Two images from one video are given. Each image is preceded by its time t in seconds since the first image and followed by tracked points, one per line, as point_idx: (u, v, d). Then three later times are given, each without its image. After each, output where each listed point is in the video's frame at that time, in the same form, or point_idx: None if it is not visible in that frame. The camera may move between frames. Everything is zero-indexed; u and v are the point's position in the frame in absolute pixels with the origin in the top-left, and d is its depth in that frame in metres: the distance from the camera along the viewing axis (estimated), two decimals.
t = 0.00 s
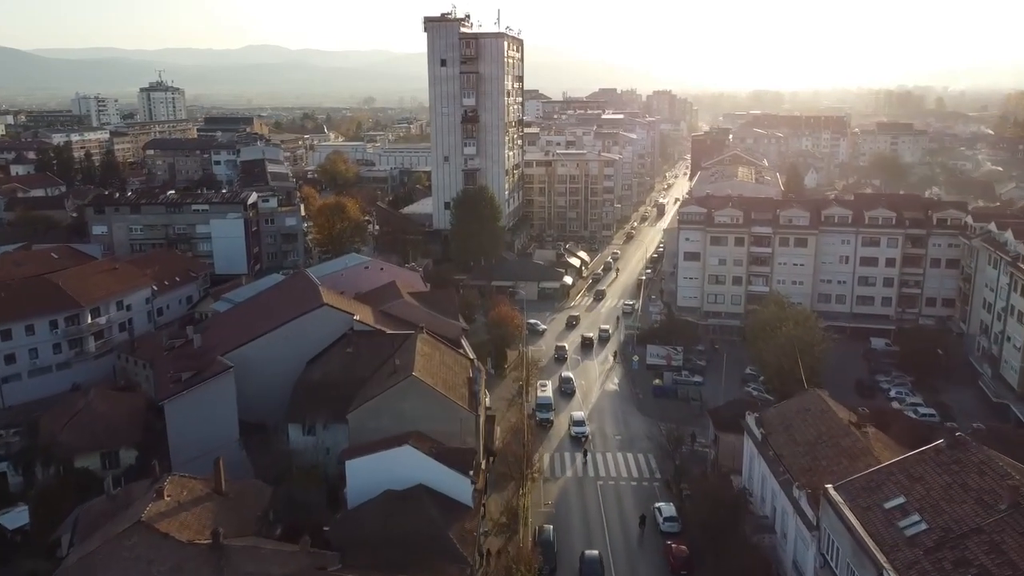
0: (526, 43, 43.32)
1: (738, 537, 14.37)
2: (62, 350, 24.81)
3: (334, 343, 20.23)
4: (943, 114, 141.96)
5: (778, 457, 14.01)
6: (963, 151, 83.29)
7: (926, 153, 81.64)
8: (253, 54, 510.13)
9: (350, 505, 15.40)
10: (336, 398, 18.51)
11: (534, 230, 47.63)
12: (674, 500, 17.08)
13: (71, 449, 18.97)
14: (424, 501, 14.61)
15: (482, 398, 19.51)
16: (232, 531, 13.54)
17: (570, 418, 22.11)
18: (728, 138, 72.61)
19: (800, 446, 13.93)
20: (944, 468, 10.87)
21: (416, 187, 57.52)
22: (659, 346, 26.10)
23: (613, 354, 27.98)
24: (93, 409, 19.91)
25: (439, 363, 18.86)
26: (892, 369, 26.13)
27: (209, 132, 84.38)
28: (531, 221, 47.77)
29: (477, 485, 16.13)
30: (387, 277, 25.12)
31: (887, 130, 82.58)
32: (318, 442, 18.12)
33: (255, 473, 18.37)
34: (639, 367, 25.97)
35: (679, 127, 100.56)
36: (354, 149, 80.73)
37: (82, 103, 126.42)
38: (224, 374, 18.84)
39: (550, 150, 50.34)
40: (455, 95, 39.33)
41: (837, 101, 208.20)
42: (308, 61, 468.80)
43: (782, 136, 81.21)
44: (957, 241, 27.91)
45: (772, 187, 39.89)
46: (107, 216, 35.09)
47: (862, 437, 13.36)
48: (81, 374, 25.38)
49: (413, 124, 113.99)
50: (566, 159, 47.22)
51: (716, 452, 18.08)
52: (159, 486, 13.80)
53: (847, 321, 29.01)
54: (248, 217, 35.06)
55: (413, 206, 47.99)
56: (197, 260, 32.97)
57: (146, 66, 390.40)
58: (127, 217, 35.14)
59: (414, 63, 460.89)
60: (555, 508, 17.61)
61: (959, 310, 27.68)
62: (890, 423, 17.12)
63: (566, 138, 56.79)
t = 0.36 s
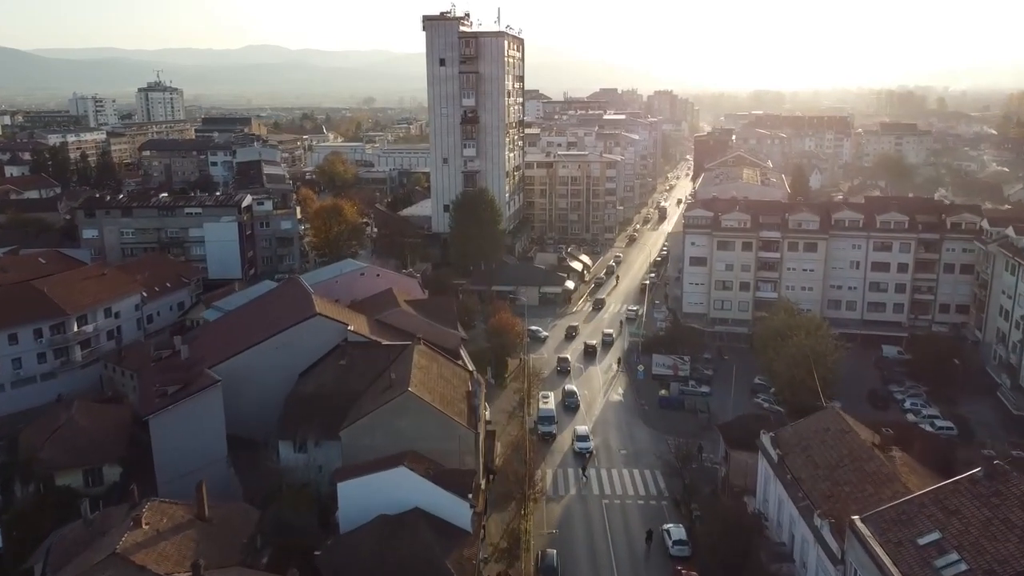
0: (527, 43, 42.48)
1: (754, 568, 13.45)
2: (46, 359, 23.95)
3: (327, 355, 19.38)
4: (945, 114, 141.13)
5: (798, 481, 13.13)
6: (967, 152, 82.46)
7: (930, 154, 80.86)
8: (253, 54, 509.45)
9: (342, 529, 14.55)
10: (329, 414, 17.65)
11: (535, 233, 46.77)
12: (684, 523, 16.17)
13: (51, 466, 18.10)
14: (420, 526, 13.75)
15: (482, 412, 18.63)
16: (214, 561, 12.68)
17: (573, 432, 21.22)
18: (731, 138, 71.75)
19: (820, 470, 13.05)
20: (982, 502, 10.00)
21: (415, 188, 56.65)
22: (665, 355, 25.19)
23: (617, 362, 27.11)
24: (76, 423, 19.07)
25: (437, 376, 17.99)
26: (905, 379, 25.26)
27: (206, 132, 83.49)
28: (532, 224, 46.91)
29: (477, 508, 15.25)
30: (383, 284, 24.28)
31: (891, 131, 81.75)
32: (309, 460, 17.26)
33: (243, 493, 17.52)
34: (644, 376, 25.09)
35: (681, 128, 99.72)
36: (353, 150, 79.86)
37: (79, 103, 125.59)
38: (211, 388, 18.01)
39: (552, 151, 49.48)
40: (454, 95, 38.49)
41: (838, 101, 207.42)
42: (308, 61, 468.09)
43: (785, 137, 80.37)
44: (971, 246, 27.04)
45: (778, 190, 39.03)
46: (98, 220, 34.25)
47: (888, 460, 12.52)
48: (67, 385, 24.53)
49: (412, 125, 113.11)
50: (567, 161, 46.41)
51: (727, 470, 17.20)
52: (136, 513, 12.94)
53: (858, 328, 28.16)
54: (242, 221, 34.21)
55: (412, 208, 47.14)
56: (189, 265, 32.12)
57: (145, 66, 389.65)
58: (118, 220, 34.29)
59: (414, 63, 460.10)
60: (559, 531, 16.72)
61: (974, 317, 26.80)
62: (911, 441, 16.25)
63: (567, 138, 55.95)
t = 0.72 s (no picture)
0: (527, 42, 41.64)
1: None
2: (29, 370, 23.04)
3: (319, 367, 18.53)
4: (948, 114, 140.35)
5: (818, 508, 12.27)
6: (972, 152, 81.66)
7: (934, 154, 80.06)
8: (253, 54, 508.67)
9: (333, 556, 13.74)
10: (320, 431, 16.80)
11: (535, 236, 45.92)
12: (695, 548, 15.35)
13: (30, 485, 17.18)
14: (415, 555, 12.90)
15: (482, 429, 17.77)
16: None
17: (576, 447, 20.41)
18: (734, 139, 70.94)
19: (843, 496, 12.23)
20: None
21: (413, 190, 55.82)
22: (671, 366, 24.32)
23: (621, 372, 26.27)
24: (56, 439, 18.23)
25: (434, 391, 17.13)
26: (919, 389, 24.41)
27: (204, 133, 82.66)
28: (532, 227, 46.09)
29: (475, 533, 14.40)
30: (379, 292, 23.52)
31: (895, 132, 80.97)
32: (300, 479, 16.44)
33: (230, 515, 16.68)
34: (649, 388, 24.25)
35: (682, 128, 98.86)
36: (351, 150, 78.98)
37: (77, 103, 124.84)
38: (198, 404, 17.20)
39: (552, 152, 48.65)
40: (454, 96, 37.66)
41: (839, 101, 206.71)
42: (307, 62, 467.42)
43: (788, 137, 79.57)
44: (986, 250, 26.22)
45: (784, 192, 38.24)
46: (88, 223, 33.36)
47: (917, 488, 11.67)
48: (51, 396, 23.63)
49: (412, 125, 112.24)
50: (569, 162, 45.57)
51: (739, 489, 16.36)
52: (111, 544, 12.12)
53: (870, 336, 27.30)
54: (236, 225, 33.36)
55: (410, 211, 46.27)
56: (181, 271, 31.26)
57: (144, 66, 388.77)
58: (109, 224, 33.41)
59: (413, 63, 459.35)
60: (562, 555, 15.86)
61: (990, 326, 25.95)
62: (934, 460, 15.40)
63: (568, 139, 55.15)
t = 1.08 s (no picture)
0: (527, 41, 40.79)
1: None
2: (11, 381, 22.12)
3: (310, 381, 17.68)
4: (950, 114, 139.49)
5: (841, 540, 11.37)
6: (977, 153, 80.83)
7: (939, 155, 79.21)
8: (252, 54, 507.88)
9: None
10: (309, 450, 15.91)
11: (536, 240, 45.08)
12: None
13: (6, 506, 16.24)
14: None
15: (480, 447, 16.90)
16: None
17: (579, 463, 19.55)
18: (737, 140, 70.12)
19: (868, 527, 11.36)
20: None
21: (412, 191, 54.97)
22: (677, 376, 23.38)
23: (625, 381, 25.39)
24: (35, 457, 17.33)
25: (429, 407, 16.23)
26: (935, 401, 23.53)
27: (201, 134, 81.84)
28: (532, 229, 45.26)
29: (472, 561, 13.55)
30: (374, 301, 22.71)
31: (899, 132, 80.12)
32: (289, 501, 15.60)
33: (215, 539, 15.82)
34: (655, 399, 23.38)
35: (684, 128, 98.02)
36: (350, 151, 78.16)
37: (74, 103, 124.07)
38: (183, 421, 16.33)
39: (553, 153, 47.81)
40: (453, 96, 36.79)
41: (840, 101, 205.92)
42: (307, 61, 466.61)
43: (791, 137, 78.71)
44: (1002, 256, 25.37)
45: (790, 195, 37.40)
46: (77, 227, 32.49)
47: (949, 521, 10.83)
48: (34, 408, 22.75)
49: (411, 125, 111.39)
50: (570, 164, 44.69)
51: (751, 511, 15.52)
52: None
53: (882, 344, 26.41)
54: (229, 228, 32.51)
55: (408, 213, 45.41)
56: (172, 276, 30.42)
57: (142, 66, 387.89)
58: (98, 228, 32.55)
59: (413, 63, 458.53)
60: None
61: (1007, 334, 25.10)
62: (959, 482, 14.53)
63: (570, 140, 54.32)
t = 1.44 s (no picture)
0: (527, 40, 39.98)
1: None
2: None
3: (299, 397, 16.83)
4: (952, 114, 138.73)
5: None
6: (981, 153, 80.06)
7: (943, 155, 78.43)
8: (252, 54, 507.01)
9: None
10: (297, 471, 14.99)
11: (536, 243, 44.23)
12: None
13: None
14: None
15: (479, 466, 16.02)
16: None
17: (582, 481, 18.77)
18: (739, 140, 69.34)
19: (898, 563, 10.49)
20: None
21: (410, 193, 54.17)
22: (683, 388, 22.36)
23: (628, 392, 24.50)
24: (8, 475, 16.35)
25: (424, 426, 15.32)
26: (951, 413, 22.68)
27: (197, 134, 81.00)
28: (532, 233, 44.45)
29: None
30: (368, 310, 21.88)
31: (903, 132, 79.34)
32: (275, 525, 14.68)
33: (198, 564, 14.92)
34: (659, 412, 22.51)
35: (685, 129, 97.26)
36: (348, 152, 77.32)
37: (70, 103, 123.24)
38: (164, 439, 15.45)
39: (553, 155, 46.98)
40: (451, 97, 35.97)
41: (840, 101, 205.19)
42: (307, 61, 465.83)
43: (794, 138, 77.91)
44: (1019, 261, 24.52)
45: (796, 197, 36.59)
46: (65, 231, 31.62)
47: (986, 558, 9.98)
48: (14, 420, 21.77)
49: (410, 126, 110.61)
50: (571, 165, 43.78)
51: (765, 537, 14.76)
52: None
53: (894, 353, 25.53)
54: (221, 232, 31.65)
55: (405, 216, 44.54)
56: (162, 281, 29.58)
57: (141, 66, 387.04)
58: (87, 232, 31.69)
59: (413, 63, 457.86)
60: None
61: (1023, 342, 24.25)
62: (986, 505, 13.71)
63: (570, 141, 53.50)
